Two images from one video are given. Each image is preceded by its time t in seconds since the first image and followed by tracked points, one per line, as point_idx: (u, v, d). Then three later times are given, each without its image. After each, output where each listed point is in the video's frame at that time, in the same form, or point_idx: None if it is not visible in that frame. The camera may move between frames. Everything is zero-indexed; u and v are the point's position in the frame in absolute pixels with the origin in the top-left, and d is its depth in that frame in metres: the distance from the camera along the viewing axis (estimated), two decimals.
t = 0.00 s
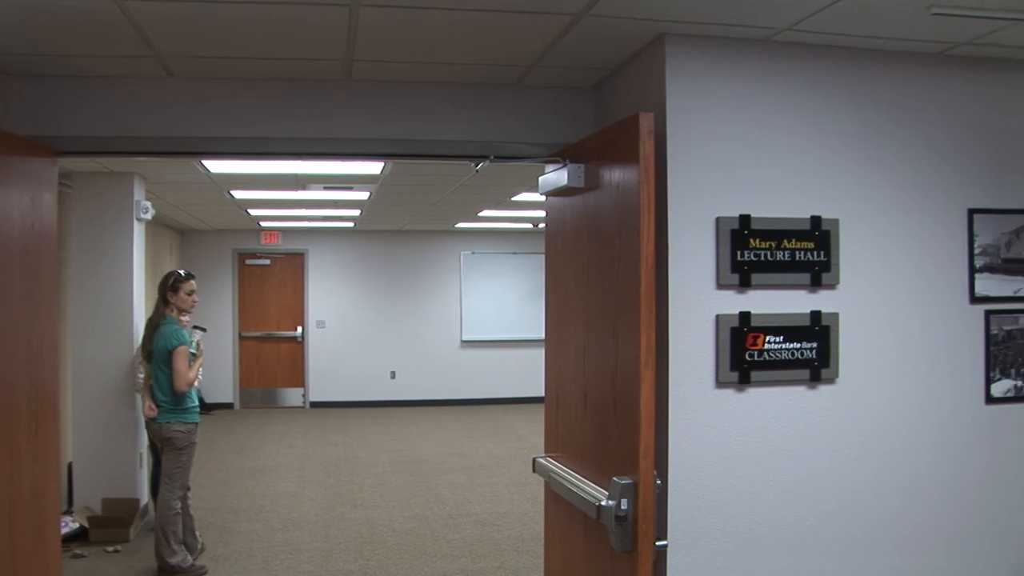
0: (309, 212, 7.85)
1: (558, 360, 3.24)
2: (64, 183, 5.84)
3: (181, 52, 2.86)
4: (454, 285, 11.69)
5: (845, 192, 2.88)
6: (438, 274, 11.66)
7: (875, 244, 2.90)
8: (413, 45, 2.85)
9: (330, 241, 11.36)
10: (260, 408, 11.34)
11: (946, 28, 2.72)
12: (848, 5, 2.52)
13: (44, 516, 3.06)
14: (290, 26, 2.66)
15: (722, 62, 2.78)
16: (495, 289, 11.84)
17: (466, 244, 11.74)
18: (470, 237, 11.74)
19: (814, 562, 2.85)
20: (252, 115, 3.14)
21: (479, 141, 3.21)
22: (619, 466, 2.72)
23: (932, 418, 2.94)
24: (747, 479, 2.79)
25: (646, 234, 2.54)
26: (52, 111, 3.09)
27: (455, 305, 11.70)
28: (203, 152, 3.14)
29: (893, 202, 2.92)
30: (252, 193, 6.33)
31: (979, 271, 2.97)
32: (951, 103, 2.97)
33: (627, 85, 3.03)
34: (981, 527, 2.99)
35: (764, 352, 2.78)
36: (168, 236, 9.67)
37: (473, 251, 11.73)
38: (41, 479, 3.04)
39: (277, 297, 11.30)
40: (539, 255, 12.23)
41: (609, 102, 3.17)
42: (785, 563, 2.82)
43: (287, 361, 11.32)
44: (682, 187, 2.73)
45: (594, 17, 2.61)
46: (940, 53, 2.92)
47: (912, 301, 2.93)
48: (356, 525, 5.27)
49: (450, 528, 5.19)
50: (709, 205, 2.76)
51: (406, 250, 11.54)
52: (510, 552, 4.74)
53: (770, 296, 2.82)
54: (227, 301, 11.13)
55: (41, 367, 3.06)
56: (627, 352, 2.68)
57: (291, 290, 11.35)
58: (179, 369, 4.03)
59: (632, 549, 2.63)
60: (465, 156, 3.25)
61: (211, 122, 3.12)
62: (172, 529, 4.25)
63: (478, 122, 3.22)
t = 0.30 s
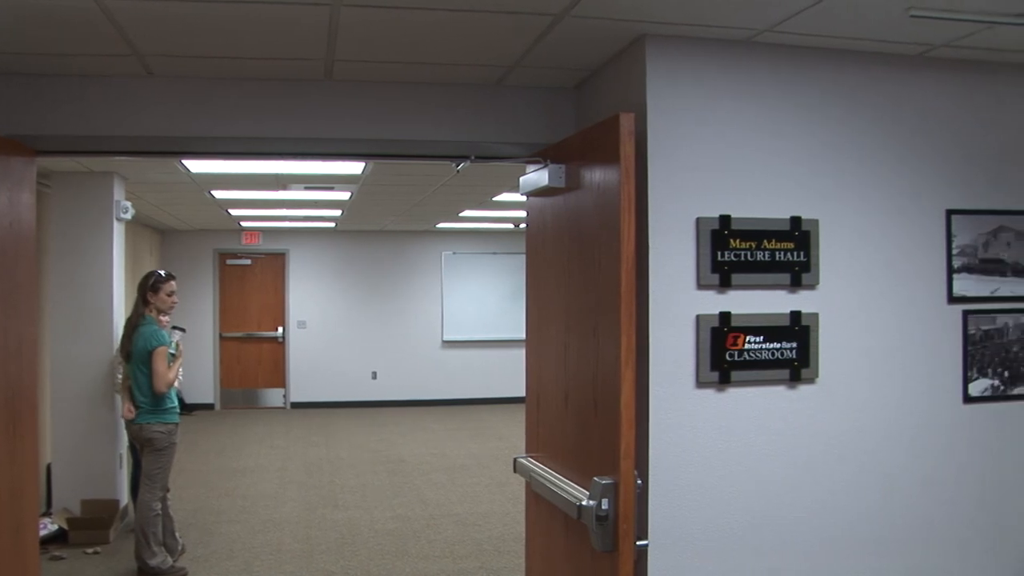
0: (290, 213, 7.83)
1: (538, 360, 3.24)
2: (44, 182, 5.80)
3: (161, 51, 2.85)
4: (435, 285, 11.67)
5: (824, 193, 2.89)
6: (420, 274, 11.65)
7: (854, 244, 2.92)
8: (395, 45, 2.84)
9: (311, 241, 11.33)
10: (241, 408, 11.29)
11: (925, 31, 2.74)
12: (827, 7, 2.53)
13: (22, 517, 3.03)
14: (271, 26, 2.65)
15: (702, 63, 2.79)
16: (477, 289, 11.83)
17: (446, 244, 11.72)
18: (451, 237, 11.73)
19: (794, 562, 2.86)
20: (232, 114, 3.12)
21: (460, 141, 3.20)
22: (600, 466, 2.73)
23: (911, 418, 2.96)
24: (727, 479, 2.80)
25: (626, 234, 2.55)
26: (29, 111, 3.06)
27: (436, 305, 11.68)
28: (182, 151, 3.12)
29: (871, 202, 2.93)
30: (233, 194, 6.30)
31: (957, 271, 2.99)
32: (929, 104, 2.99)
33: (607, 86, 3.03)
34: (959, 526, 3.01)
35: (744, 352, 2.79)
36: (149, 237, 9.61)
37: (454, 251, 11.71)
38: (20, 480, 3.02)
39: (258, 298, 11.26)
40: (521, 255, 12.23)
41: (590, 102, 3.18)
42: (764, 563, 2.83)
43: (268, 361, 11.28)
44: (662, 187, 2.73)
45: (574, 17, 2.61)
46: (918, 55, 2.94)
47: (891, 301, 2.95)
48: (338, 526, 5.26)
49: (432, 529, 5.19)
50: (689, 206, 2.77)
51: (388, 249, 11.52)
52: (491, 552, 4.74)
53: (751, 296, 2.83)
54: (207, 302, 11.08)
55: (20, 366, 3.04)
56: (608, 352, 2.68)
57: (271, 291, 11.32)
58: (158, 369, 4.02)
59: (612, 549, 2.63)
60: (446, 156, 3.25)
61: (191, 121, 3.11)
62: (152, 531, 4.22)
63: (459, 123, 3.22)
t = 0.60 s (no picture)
0: (267, 213, 7.80)
1: (515, 360, 3.24)
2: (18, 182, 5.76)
3: (136, 50, 2.83)
4: (412, 285, 11.65)
5: (799, 194, 2.91)
6: (398, 273, 11.62)
7: (829, 245, 2.93)
8: (372, 45, 2.83)
9: (288, 241, 11.29)
10: (217, 409, 11.23)
11: (899, 33, 2.75)
12: (801, 9, 2.55)
13: None
14: (246, 24, 2.64)
15: (678, 64, 2.80)
16: (453, 288, 11.80)
17: (423, 244, 11.69)
18: (428, 237, 11.69)
19: (769, 561, 2.87)
20: (208, 114, 3.11)
21: (436, 141, 3.20)
22: (576, 466, 2.74)
23: (886, 418, 2.98)
24: (703, 479, 2.81)
25: (602, 235, 2.56)
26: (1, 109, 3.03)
27: (413, 305, 11.66)
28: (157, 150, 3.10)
29: (846, 203, 2.95)
30: (209, 194, 6.28)
31: (931, 271, 3.01)
32: (905, 105, 3.00)
33: (584, 86, 3.04)
34: (933, 525, 3.03)
35: (720, 352, 2.80)
36: (124, 236, 9.55)
37: (431, 251, 11.68)
38: None
39: (235, 298, 11.20)
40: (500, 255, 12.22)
41: (567, 103, 3.18)
42: (739, 563, 2.84)
43: (244, 361, 11.21)
44: (638, 187, 2.74)
45: (551, 18, 2.61)
46: (892, 57, 2.96)
47: (865, 301, 2.96)
48: (315, 526, 5.24)
49: (409, 529, 5.18)
50: (665, 206, 2.78)
51: (365, 249, 11.50)
52: (468, 552, 4.74)
53: (727, 296, 2.84)
54: (183, 302, 11.02)
55: None
56: (584, 353, 2.69)
57: (247, 291, 11.25)
58: (134, 370, 4.00)
59: (589, 549, 2.64)
60: (423, 156, 3.25)
61: (167, 121, 3.09)
62: (128, 533, 4.19)
63: (436, 122, 3.21)
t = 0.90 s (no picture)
0: (245, 213, 7.78)
1: (492, 360, 3.23)
2: None
3: (111, 49, 2.81)
4: (391, 285, 11.62)
5: (776, 195, 2.92)
6: (376, 274, 11.59)
7: (806, 245, 2.95)
8: (349, 44, 2.82)
9: (266, 241, 11.25)
10: (194, 410, 11.18)
11: (876, 35, 2.77)
12: (777, 10, 2.56)
13: None
14: (223, 24, 2.63)
15: (656, 65, 2.81)
16: (431, 288, 11.77)
17: (401, 244, 11.65)
18: (408, 237, 11.66)
19: (746, 561, 2.88)
20: (185, 114, 3.09)
21: (415, 141, 3.19)
22: (554, 466, 2.74)
23: (862, 419, 3.00)
24: (680, 479, 2.81)
25: (580, 235, 2.57)
26: None
27: (391, 305, 11.63)
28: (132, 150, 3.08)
29: (822, 204, 2.96)
30: (187, 194, 6.25)
31: (906, 271, 3.03)
32: (881, 106, 3.02)
33: (562, 87, 3.04)
34: (908, 525, 3.05)
35: (697, 352, 2.81)
36: (100, 236, 9.47)
37: (409, 251, 11.65)
38: None
39: (211, 298, 11.15)
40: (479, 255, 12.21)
41: (546, 103, 3.18)
42: (715, 563, 2.85)
43: (222, 361, 11.19)
44: (616, 188, 2.74)
45: (529, 18, 2.61)
46: (868, 59, 2.98)
47: (841, 302, 2.98)
48: (293, 527, 5.22)
49: (388, 530, 5.17)
50: (643, 207, 2.78)
51: (344, 249, 11.47)
52: (446, 552, 4.74)
53: (704, 296, 2.85)
54: (160, 302, 10.96)
55: None
56: (562, 353, 2.69)
57: (225, 292, 11.21)
58: (111, 372, 3.98)
59: (567, 549, 2.64)
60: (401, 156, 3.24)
61: (143, 120, 3.07)
62: (105, 534, 4.18)
63: (414, 123, 3.21)
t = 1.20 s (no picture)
0: (218, 213, 7.76)
1: (467, 360, 3.23)
2: None
3: (84, 48, 2.79)
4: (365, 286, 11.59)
5: (751, 196, 2.93)
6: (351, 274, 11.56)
7: (779, 246, 2.96)
8: (324, 44, 2.81)
9: (241, 241, 11.20)
10: (168, 411, 11.12)
11: (850, 37, 2.79)
12: (750, 12, 2.57)
13: None
14: (197, 23, 2.61)
15: (631, 66, 2.82)
16: (406, 288, 11.75)
17: (377, 244, 11.62)
18: (384, 237, 11.63)
19: (718, 561, 2.89)
20: (160, 114, 3.07)
21: (389, 142, 3.18)
22: (529, 465, 2.74)
23: (835, 418, 3.02)
24: (654, 479, 2.82)
25: (554, 236, 2.57)
26: None
27: (366, 305, 11.60)
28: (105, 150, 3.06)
29: (796, 204, 2.98)
30: (161, 194, 6.22)
31: (879, 272, 3.05)
32: (855, 107, 3.04)
33: (538, 87, 3.04)
34: (880, 524, 3.07)
35: (672, 352, 2.82)
36: (73, 236, 9.39)
37: (384, 251, 11.61)
38: None
39: (186, 298, 11.09)
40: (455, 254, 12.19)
41: (521, 103, 3.18)
42: (688, 562, 2.86)
43: (197, 361, 11.13)
44: (591, 188, 2.75)
45: (504, 19, 2.61)
46: (842, 61, 3.00)
47: (815, 302, 3.00)
48: (269, 529, 5.20)
49: (363, 530, 5.16)
50: (617, 207, 2.79)
51: (319, 249, 11.42)
52: (422, 553, 4.74)
53: (679, 296, 2.85)
54: (134, 303, 10.88)
55: None
56: (537, 353, 2.70)
57: (200, 292, 11.15)
58: (85, 372, 3.95)
59: (542, 549, 2.65)
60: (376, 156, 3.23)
61: (117, 120, 3.05)
62: (78, 537, 4.15)
63: (390, 123, 3.20)
